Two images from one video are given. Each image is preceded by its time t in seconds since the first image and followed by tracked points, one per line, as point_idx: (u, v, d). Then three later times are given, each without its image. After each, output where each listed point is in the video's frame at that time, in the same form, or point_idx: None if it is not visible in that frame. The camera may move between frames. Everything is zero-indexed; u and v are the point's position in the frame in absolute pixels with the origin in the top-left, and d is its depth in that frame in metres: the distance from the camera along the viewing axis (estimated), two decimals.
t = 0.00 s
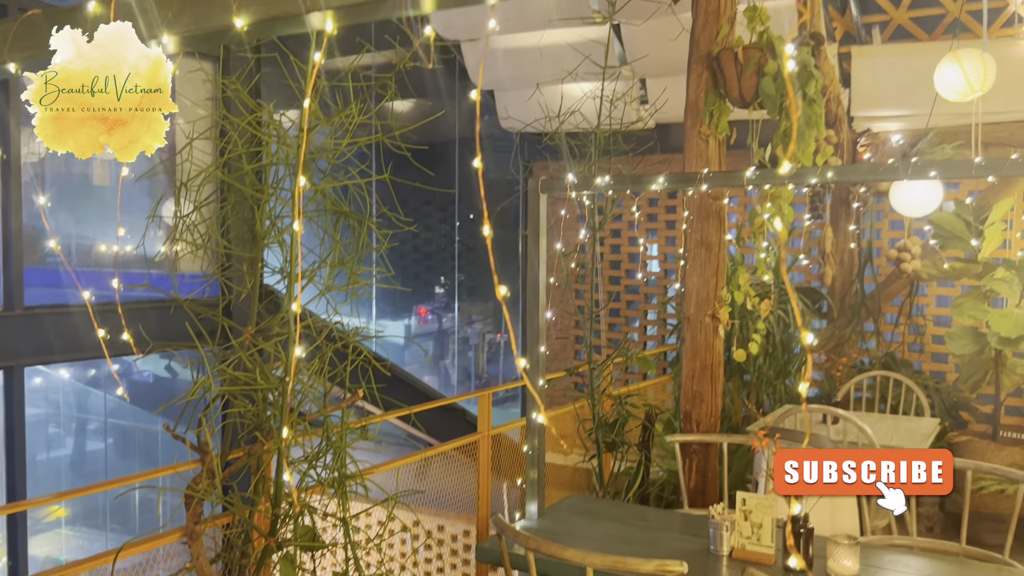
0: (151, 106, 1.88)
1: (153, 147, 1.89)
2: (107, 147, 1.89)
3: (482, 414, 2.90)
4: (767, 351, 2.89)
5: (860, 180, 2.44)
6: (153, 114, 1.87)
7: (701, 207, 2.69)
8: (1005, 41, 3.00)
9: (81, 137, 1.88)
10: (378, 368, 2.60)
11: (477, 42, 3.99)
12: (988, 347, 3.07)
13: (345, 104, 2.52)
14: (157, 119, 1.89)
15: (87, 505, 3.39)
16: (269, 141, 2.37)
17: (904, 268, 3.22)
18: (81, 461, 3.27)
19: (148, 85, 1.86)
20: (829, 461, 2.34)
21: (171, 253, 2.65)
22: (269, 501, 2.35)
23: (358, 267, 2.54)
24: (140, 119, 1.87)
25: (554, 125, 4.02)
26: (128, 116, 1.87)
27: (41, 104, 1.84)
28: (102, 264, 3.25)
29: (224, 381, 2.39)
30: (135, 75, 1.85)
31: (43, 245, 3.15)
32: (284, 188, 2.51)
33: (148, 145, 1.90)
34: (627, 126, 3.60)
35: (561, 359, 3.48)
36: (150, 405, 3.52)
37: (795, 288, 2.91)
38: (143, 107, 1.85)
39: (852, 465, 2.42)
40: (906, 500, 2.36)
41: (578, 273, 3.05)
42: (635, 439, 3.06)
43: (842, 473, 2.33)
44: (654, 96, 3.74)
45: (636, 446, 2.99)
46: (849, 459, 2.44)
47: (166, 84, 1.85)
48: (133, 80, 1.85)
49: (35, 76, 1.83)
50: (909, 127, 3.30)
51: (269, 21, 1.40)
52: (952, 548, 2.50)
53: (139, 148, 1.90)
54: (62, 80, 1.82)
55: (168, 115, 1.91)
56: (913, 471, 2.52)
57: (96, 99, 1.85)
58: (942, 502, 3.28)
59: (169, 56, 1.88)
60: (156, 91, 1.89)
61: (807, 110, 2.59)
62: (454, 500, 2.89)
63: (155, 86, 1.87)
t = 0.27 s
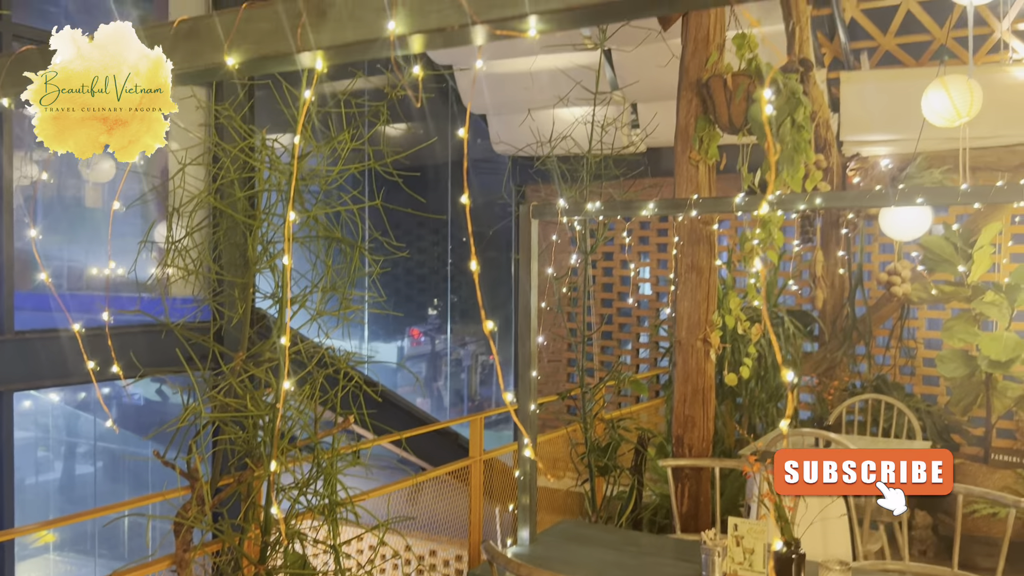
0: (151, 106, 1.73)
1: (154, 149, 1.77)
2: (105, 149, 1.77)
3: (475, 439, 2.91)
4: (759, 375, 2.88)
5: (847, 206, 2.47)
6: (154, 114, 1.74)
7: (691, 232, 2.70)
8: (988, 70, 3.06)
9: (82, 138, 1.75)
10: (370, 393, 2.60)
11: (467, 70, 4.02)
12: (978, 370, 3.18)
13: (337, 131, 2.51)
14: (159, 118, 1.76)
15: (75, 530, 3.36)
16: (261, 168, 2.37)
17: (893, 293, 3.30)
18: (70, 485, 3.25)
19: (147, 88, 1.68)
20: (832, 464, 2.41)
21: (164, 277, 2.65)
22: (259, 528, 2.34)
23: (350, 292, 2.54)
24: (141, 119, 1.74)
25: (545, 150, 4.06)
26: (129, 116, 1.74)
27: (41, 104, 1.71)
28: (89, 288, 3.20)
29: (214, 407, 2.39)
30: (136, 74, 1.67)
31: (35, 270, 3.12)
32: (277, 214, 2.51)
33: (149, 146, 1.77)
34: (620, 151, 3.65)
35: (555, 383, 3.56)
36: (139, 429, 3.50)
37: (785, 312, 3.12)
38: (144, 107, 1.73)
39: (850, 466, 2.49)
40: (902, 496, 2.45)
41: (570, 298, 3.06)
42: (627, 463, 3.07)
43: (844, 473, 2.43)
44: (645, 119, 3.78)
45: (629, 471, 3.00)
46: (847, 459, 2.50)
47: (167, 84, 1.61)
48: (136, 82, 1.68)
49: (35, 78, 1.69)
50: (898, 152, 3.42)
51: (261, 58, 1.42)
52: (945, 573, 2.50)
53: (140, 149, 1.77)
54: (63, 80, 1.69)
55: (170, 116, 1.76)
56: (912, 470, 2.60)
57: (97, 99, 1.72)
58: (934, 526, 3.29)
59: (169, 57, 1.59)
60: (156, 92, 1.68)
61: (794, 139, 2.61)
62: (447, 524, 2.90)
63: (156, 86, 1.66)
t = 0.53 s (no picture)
0: (149, 106, 1.63)
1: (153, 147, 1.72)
2: (105, 148, 1.73)
3: (466, 463, 2.92)
4: (751, 399, 2.87)
5: (835, 232, 2.51)
6: (151, 111, 1.64)
7: (681, 258, 2.71)
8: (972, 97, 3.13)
9: (82, 138, 1.72)
10: (362, 418, 2.60)
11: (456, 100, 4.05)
12: (969, 395, 3.24)
13: (329, 157, 2.52)
14: (158, 119, 1.68)
15: (62, 555, 3.33)
16: (254, 193, 2.38)
17: (886, 314, 3.42)
18: (59, 509, 3.23)
19: (147, 88, 1.59)
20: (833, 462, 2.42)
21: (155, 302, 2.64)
22: (248, 556, 2.32)
23: (342, 317, 2.54)
24: (140, 116, 1.67)
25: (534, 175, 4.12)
26: (128, 115, 1.68)
27: (40, 104, 1.69)
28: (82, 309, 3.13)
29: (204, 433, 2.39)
30: (136, 73, 1.64)
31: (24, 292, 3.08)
32: (268, 238, 2.52)
33: (149, 146, 1.72)
34: (611, 174, 3.65)
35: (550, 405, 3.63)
36: (129, 453, 3.48)
37: (776, 336, 3.16)
38: (144, 107, 1.64)
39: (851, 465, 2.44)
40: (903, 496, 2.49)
41: (563, 323, 3.09)
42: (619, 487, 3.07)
43: (845, 473, 2.42)
44: (635, 143, 3.87)
45: (621, 495, 3.00)
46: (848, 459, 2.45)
47: (166, 86, 1.54)
48: (136, 83, 1.62)
49: (35, 78, 1.68)
50: (888, 177, 3.47)
51: (252, 94, 1.45)
52: None
53: (140, 149, 1.72)
54: (62, 79, 1.68)
55: (169, 116, 1.66)
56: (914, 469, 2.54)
57: (96, 99, 1.70)
58: (928, 549, 3.30)
59: (168, 54, 1.59)
60: (155, 93, 1.58)
61: (785, 165, 2.65)
62: (438, 550, 2.88)
63: (155, 85, 1.58)
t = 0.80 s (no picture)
0: (149, 107, 1.61)
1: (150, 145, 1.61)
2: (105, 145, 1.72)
3: (459, 486, 2.93)
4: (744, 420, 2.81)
5: (825, 257, 2.53)
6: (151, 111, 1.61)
7: (672, 281, 2.71)
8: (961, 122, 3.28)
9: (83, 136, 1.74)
10: (354, 442, 2.58)
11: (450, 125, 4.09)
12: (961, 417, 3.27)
13: (322, 180, 2.51)
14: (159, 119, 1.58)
15: None
16: (246, 216, 2.37)
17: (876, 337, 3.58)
18: (46, 534, 3.20)
19: (147, 87, 1.60)
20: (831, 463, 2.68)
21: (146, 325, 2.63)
22: None
23: (334, 340, 2.53)
24: (139, 117, 1.64)
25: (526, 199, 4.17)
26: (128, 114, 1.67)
27: (43, 108, 1.72)
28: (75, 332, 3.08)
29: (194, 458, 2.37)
30: (129, 66, 1.77)
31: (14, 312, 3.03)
32: (260, 262, 2.51)
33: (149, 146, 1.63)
34: (603, 197, 3.66)
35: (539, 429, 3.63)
36: (117, 476, 3.45)
37: (767, 359, 3.18)
38: (143, 106, 1.61)
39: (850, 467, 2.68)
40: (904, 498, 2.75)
41: (556, 347, 3.14)
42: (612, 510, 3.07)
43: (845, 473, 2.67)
44: (628, 167, 3.97)
45: (613, 518, 2.99)
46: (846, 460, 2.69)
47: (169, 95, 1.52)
48: (137, 83, 1.69)
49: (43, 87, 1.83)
50: (878, 200, 3.60)
51: (245, 127, 1.46)
52: None
53: (139, 148, 1.66)
54: (59, 79, 1.76)
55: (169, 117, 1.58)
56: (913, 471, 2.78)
57: (96, 101, 1.76)
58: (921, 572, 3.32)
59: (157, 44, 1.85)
60: (155, 92, 1.58)
61: (776, 189, 2.65)
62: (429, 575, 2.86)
63: (155, 89, 1.72)
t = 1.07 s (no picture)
0: (152, 104, 1.84)
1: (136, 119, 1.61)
2: (103, 149, 1.61)
3: (449, 511, 2.91)
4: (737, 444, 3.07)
5: (815, 281, 2.56)
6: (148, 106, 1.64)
7: (664, 304, 2.71)
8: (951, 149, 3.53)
9: (84, 138, 1.68)
10: (345, 466, 2.57)
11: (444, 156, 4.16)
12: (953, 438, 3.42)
13: (315, 204, 2.51)
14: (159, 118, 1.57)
15: None
16: (238, 239, 2.36)
17: (867, 360, 3.72)
18: (32, 557, 3.16)
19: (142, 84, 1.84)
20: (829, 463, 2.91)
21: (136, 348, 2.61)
22: None
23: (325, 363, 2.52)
24: (142, 115, 1.67)
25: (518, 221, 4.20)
26: (130, 115, 1.66)
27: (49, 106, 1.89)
28: (65, 354, 3.01)
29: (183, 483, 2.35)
30: (136, 73, 2.15)
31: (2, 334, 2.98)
32: (252, 285, 2.50)
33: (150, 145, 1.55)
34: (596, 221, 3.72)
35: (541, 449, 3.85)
36: (105, 498, 3.42)
37: (759, 381, 3.20)
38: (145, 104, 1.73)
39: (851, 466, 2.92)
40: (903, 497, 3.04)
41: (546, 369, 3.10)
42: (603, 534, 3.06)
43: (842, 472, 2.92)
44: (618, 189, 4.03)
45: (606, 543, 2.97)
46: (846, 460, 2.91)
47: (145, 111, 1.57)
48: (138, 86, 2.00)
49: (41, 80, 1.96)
50: (868, 220, 3.64)
51: (238, 157, 1.46)
52: None
53: (138, 149, 1.55)
54: (64, 79, 1.98)
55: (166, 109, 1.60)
56: (911, 470, 3.09)
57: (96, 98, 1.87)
58: None
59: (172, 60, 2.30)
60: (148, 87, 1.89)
61: (768, 214, 2.68)
62: None
63: (158, 85, 2.05)
